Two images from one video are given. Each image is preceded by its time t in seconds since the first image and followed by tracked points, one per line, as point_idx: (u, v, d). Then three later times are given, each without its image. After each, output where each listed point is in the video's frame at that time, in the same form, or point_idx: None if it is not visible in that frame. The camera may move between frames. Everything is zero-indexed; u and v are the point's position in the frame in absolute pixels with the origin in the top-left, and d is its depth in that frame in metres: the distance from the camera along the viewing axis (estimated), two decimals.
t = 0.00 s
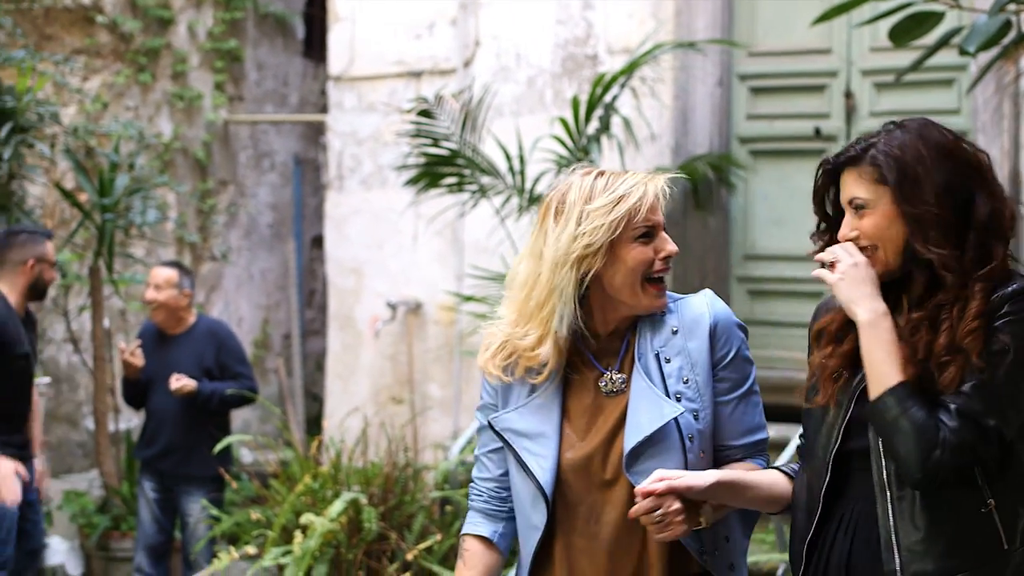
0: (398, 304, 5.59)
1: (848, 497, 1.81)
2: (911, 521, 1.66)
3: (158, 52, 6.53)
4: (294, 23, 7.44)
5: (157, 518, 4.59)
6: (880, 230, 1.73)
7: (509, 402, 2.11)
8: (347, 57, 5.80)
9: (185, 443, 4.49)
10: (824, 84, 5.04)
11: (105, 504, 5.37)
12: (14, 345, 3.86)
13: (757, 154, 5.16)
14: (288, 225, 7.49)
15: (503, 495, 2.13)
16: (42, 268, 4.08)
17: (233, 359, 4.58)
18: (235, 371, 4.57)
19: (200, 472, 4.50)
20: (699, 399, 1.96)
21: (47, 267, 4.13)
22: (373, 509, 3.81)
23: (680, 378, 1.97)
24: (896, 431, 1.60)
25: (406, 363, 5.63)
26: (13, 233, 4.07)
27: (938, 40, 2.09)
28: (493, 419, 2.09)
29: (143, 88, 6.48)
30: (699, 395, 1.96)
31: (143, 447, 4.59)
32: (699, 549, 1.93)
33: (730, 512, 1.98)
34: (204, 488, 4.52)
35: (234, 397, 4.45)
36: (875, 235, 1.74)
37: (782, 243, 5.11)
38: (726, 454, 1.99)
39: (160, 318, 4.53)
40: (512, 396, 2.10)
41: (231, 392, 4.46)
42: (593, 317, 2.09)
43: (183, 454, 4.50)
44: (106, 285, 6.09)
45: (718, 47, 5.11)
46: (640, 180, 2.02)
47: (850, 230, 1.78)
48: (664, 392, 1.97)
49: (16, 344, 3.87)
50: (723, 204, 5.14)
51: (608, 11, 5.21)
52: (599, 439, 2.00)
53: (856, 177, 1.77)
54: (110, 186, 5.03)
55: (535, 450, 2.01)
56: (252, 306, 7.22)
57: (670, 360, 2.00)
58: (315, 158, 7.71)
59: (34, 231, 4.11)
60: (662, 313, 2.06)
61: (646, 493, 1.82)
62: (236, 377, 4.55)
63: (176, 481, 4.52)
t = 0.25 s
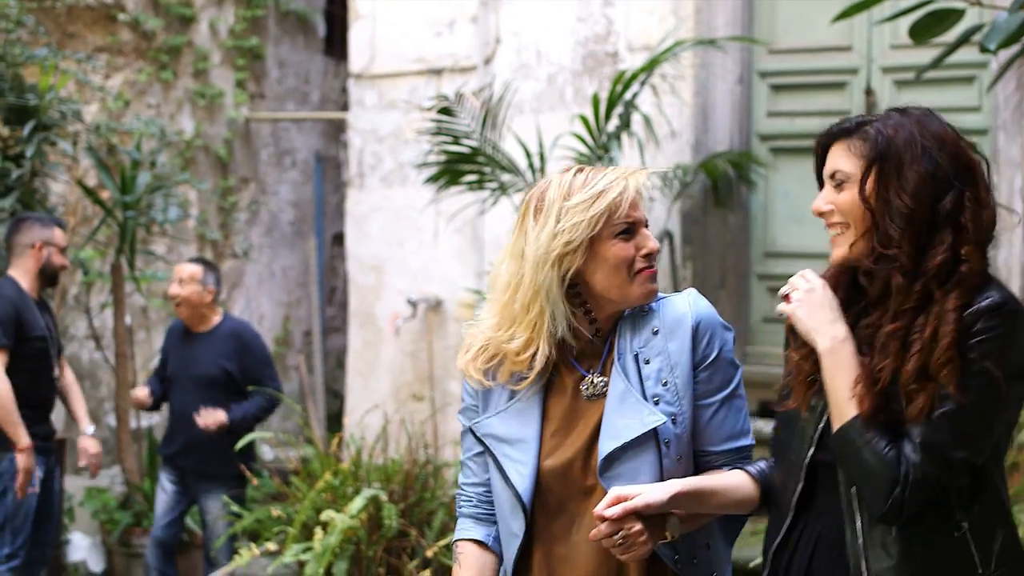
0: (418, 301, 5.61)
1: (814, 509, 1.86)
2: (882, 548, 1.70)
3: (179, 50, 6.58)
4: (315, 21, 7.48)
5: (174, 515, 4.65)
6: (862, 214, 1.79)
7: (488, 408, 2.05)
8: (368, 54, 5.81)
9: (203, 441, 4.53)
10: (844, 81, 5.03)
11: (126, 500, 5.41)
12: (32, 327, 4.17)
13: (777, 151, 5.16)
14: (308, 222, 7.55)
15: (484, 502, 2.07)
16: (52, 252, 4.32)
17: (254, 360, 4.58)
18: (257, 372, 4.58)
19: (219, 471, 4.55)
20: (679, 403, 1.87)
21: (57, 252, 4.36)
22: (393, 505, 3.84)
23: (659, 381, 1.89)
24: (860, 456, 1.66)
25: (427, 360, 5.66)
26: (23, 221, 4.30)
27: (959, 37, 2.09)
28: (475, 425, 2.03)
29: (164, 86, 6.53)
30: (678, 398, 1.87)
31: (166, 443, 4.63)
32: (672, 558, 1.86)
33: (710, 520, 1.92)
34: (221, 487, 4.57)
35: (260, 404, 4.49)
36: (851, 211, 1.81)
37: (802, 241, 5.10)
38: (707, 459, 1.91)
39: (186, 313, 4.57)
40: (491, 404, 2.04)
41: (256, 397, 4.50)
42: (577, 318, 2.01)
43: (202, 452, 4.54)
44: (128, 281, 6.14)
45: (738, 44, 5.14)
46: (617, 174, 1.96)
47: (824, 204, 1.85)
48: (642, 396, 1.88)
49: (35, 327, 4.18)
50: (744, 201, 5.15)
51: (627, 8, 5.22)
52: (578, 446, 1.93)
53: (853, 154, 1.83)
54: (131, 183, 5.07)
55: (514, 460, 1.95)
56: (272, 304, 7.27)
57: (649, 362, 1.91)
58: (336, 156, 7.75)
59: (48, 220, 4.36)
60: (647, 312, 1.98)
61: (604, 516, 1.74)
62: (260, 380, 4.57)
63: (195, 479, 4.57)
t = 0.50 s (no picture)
0: (431, 307, 5.63)
1: (708, 541, 1.69)
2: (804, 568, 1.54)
3: (194, 56, 6.61)
4: (328, 26, 7.51)
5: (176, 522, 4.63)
6: (791, 208, 1.60)
7: (417, 441, 1.95)
8: (381, 60, 5.83)
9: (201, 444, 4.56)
10: (856, 86, 5.08)
11: (141, 504, 5.43)
12: (45, 328, 4.19)
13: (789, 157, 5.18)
14: (321, 227, 7.58)
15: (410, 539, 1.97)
16: (66, 257, 4.35)
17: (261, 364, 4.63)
18: (265, 378, 4.62)
19: (220, 478, 4.54)
20: (608, 443, 1.78)
21: (71, 257, 4.40)
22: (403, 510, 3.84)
23: (587, 418, 1.79)
24: (783, 484, 1.49)
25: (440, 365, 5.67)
26: (37, 226, 4.33)
27: (970, 42, 2.10)
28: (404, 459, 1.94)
29: (179, 92, 6.57)
30: (607, 438, 1.78)
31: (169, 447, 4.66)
32: None
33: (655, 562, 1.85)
34: (224, 493, 4.55)
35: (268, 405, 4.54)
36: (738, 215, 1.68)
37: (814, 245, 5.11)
38: (640, 499, 1.84)
39: (194, 315, 4.66)
40: (421, 437, 1.94)
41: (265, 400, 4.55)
42: (507, 347, 1.93)
43: (203, 457, 4.55)
44: (143, 287, 6.17)
45: (750, 49, 5.14)
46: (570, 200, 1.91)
47: (751, 196, 1.63)
48: (570, 433, 1.79)
49: (48, 328, 4.20)
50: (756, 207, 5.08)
51: (640, 13, 5.23)
52: (506, 484, 1.84)
53: (776, 141, 1.64)
54: (146, 189, 5.09)
55: (441, 496, 1.85)
56: (286, 308, 7.30)
57: (576, 398, 1.81)
58: (349, 161, 7.81)
59: (63, 226, 4.39)
60: (577, 343, 1.88)
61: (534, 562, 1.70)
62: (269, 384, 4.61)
63: (199, 485, 4.57)
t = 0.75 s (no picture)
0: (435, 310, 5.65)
1: (626, 564, 1.57)
2: None
3: (198, 62, 6.64)
4: (332, 31, 7.52)
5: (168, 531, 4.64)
6: (643, 221, 1.50)
7: (333, 438, 1.91)
8: (384, 65, 5.84)
9: (185, 450, 4.52)
10: (858, 90, 5.06)
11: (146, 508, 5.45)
12: (51, 333, 4.19)
13: (791, 160, 5.18)
14: (325, 231, 7.60)
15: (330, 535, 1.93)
16: (77, 265, 4.35)
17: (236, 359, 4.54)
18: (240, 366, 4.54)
19: (209, 482, 4.53)
20: (530, 443, 1.73)
21: (83, 264, 4.41)
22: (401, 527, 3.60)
23: (509, 418, 1.75)
24: (698, 506, 1.37)
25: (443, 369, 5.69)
26: (51, 233, 4.36)
27: (972, 46, 2.10)
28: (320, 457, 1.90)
29: (183, 97, 6.60)
30: (530, 439, 1.73)
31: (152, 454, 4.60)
32: None
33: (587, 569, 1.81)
34: (214, 497, 4.55)
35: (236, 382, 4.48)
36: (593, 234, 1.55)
37: (815, 248, 5.13)
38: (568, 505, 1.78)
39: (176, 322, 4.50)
40: (337, 432, 1.91)
41: (236, 381, 4.48)
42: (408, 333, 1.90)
43: (190, 462, 4.53)
44: (147, 292, 6.19)
45: (753, 53, 5.12)
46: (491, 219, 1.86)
47: (601, 218, 1.52)
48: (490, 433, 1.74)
49: (54, 333, 4.20)
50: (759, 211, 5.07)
51: (642, 18, 5.25)
52: (424, 482, 1.79)
53: (613, 153, 1.52)
54: (150, 194, 5.10)
55: (358, 492, 1.81)
56: (290, 313, 7.31)
57: (499, 396, 1.76)
58: (353, 165, 7.83)
59: (76, 233, 4.40)
60: (500, 339, 1.83)
61: None
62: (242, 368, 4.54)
63: (185, 491, 4.55)
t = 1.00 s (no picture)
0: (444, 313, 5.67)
1: None
2: None
3: (207, 66, 6.68)
4: (341, 35, 7.53)
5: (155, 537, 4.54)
6: (529, 256, 1.51)
7: (229, 453, 1.85)
8: (393, 70, 5.87)
9: (169, 451, 4.42)
10: (865, 93, 5.07)
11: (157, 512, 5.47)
12: (53, 338, 4.23)
13: (799, 164, 5.16)
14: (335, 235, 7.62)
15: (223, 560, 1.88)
16: (87, 273, 4.35)
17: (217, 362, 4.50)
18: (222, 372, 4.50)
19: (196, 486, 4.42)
20: (421, 479, 1.71)
21: (95, 273, 4.40)
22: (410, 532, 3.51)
23: (404, 453, 1.72)
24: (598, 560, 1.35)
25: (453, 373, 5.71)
26: (65, 240, 4.38)
27: (978, 49, 2.10)
28: (212, 480, 1.85)
29: (192, 102, 6.65)
30: (421, 475, 1.71)
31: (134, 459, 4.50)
32: None
33: None
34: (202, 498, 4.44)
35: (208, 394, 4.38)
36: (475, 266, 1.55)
37: (823, 251, 5.12)
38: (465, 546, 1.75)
39: (159, 332, 4.45)
40: (232, 449, 1.85)
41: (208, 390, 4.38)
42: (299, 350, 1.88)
43: (174, 464, 4.42)
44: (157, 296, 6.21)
45: (760, 57, 5.15)
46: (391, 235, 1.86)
47: (486, 258, 1.52)
48: (384, 468, 1.72)
49: (56, 339, 4.24)
50: (766, 213, 5.12)
51: (649, 22, 5.27)
52: (312, 513, 1.76)
53: (487, 188, 1.52)
54: (160, 199, 5.12)
55: (245, 517, 1.77)
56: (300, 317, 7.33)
57: (397, 429, 1.74)
58: (362, 169, 7.80)
59: (90, 240, 4.40)
60: (398, 368, 1.81)
61: None
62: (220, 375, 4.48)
63: (172, 493, 4.45)
